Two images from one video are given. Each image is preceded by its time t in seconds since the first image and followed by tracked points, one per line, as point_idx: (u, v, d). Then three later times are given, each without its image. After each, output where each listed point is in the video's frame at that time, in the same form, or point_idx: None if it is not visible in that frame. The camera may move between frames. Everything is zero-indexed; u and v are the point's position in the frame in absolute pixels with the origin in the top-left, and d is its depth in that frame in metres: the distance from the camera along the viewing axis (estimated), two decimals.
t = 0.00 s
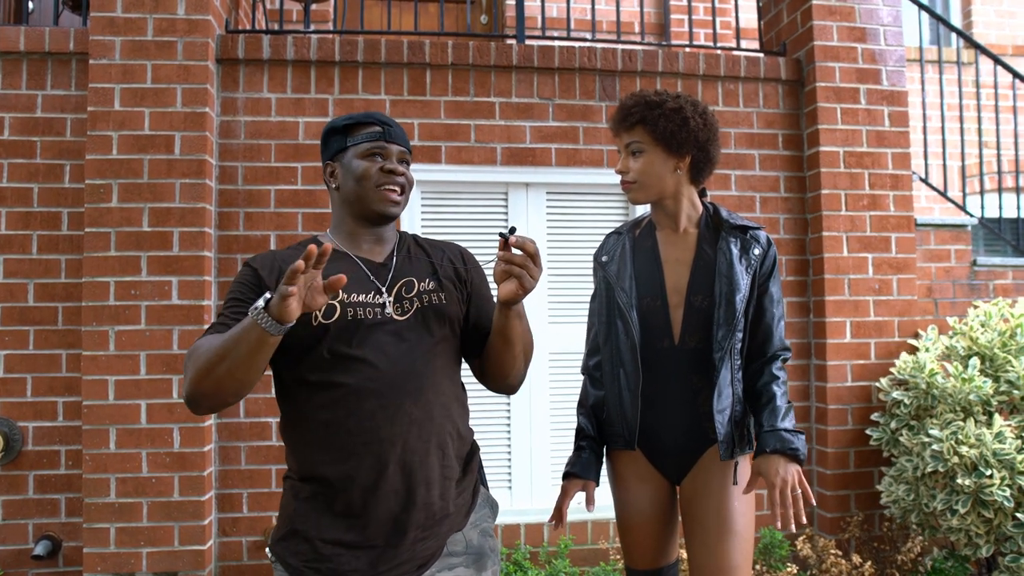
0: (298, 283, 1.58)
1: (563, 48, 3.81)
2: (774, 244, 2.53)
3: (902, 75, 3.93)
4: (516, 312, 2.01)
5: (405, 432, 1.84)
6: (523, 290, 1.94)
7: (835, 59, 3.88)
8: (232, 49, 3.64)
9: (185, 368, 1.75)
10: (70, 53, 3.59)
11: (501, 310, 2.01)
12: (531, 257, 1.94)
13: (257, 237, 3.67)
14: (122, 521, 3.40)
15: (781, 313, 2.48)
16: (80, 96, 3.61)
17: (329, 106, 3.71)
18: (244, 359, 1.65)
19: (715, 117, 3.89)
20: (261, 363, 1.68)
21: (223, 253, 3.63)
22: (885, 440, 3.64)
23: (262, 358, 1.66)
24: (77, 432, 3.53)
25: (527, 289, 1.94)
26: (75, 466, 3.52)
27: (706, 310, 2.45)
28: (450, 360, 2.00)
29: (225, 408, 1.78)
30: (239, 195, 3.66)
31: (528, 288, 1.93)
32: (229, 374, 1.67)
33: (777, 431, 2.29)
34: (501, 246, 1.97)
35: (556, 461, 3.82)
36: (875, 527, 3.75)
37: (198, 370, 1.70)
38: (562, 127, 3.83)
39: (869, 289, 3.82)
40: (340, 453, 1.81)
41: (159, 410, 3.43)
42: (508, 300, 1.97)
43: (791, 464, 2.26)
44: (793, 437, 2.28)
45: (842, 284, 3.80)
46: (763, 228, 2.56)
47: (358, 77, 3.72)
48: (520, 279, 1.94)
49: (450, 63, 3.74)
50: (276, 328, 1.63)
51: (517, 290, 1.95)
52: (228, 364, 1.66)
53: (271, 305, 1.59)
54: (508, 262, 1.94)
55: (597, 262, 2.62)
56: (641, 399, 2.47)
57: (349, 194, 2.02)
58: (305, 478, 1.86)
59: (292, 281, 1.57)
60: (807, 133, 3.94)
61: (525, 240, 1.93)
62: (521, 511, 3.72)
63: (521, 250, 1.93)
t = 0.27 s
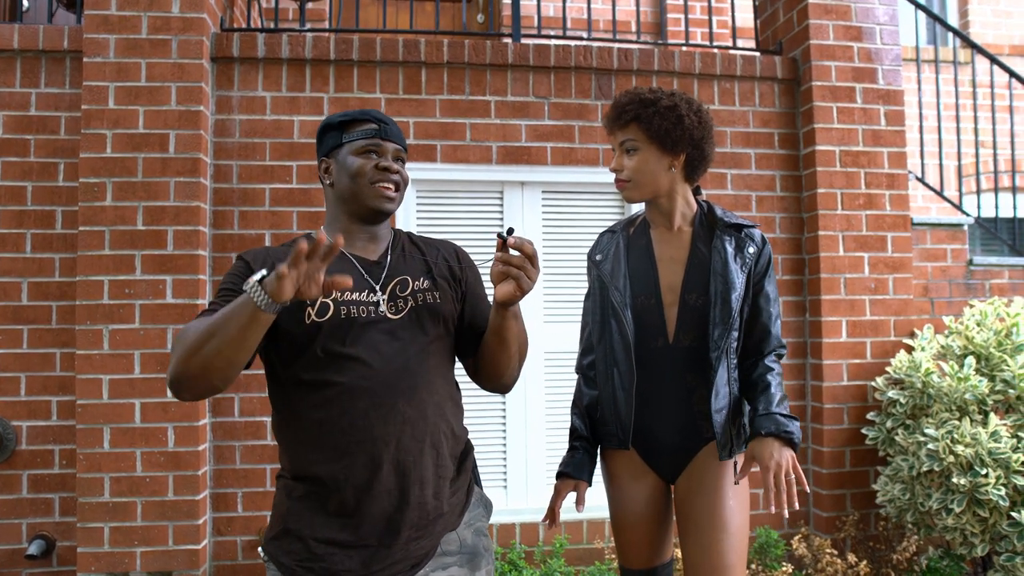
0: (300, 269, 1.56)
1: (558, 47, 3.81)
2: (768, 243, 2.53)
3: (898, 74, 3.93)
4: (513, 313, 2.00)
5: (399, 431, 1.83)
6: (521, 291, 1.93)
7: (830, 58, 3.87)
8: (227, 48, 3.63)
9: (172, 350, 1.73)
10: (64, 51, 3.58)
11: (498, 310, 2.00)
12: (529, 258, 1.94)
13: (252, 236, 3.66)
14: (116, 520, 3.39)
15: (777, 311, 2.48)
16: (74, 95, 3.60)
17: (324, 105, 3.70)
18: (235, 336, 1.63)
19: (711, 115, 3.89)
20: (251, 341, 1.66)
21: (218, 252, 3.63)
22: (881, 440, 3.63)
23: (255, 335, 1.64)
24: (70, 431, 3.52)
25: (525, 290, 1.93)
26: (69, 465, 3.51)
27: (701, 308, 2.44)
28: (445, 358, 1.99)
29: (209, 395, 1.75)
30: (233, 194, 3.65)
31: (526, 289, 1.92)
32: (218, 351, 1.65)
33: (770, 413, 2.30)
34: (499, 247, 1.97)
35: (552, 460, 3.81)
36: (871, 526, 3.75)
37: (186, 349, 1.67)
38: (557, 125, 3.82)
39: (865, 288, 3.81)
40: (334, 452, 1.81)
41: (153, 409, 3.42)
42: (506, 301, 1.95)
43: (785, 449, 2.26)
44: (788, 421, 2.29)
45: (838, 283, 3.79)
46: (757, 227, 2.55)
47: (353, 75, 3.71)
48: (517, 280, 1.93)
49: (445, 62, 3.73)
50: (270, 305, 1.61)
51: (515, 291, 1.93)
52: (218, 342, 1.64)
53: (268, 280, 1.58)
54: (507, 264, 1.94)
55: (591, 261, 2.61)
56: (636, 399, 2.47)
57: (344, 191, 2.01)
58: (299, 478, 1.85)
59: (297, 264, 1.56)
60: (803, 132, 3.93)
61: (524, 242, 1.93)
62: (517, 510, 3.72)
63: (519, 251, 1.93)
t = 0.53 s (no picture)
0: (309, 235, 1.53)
1: (554, 46, 3.80)
2: (764, 241, 2.52)
3: (894, 73, 3.93)
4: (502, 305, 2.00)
5: (401, 428, 1.83)
6: (511, 280, 1.93)
7: (827, 57, 3.87)
8: (222, 46, 3.62)
9: (200, 361, 1.66)
10: (58, 50, 3.57)
11: (486, 302, 1.98)
12: (517, 248, 1.94)
13: (247, 234, 3.64)
14: (110, 520, 3.38)
15: (773, 310, 2.47)
16: (68, 93, 3.58)
17: (319, 103, 3.69)
18: (261, 333, 1.57)
19: (707, 114, 3.88)
20: (281, 332, 1.59)
21: (212, 251, 3.61)
22: (878, 439, 3.63)
23: (283, 328, 1.58)
24: (64, 431, 3.50)
25: (514, 279, 1.93)
26: (63, 465, 3.50)
27: (697, 307, 2.44)
28: (438, 358, 1.99)
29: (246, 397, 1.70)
30: (228, 193, 3.64)
31: (515, 278, 1.93)
32: (247, 352, 1.58)
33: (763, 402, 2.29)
34: (487, 237, 1.97)
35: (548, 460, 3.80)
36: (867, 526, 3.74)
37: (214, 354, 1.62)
38: (553, 124, 3.82)
39: (861, 287, 3.81)
40: (332, 450, 1.78)
41: (147, 408, 3.41)
42: (494, 291, 1.95)
43: (779, 437, 2.24)
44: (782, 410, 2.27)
45: (834, 282, 3.78)
46: (754, 225, 2.55)
47: (348, 74, 3.70)
48: (506, 269, 1.94)
49: (441, 61, 3.72)
50: (295, 290, 1.56)
51: (504, 280, 1.93)
52: (246, 342, 1.58)
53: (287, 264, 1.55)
54: (495, 252, 1.94)
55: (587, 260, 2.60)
56: (631, 398, 2.46)
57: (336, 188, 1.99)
58: (293, 477, 1.82)
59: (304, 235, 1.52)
60: (799, 131, 3.93)
61: (512, 232, 1.94)
62: (512, 510, 3.70)
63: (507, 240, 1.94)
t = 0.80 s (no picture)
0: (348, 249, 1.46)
1: (549, 45, 3.79)
2: (758, 240, 2.51)
3: (890, 73, 3.92)
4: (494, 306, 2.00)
5: (404, 427, 1.84)
6: (509, 281, 1.94)
7: (822, 56, 3.86)
8: (215, 45, 3.60)
9: (220, 381, 1.57)
10: (50, 48, 3.55)
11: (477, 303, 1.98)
12: (516, 251, 1.95)
13: (240, 234, 3.63)
14: (103, 521, 3.36)
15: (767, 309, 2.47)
16: (60, 92, 3.57)
17: (313, 102, 3.68)
18: (296, 351, 1.49)
19: (701, 113, 3.87)
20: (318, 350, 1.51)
21: (206, 250, 3.60)
22: (872, 439, 3.62)
23: (319, 345, 1.50)
24: (56, 431, 3.49)
25: (513, 280, 1.94)
26: (55, 465, 3.48)
27: (690, 306, 2.43)
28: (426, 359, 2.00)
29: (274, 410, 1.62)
30: (221, 192, 3.63)
31: (514, 279, 1.94)
32: (281, 371, 1.49)
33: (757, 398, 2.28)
34: (484, 239, 1.98)
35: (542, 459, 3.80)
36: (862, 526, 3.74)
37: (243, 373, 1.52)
38: (548, 123, 3.81)
39: (856, 287, 3.80)
40: (334, 451, 1.75)
41: (139, 409, 3.40)
42: (491, 292, 1.95)
43: (772, 433, 2.23)
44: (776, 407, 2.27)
45: (829, 281, 3.78)
46: (747, 224, 2.54)
47: (342, 73, 3.69)
48: (505, 270, 1.94)
49: (435, 60, 3.70)
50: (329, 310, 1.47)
51: (501, 281, 1.94)
52: (279, 361, 1.49)
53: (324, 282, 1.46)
54: (495, 254, 1.94)
55: (580, 258, 2.59)
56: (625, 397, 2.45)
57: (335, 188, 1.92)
58: (290, 481, 1.77)
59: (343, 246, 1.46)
60: (794, 131, 3.92)
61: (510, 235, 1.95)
62: (506, 511, 3.70)
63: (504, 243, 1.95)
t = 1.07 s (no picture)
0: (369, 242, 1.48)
1: (545, 44, 3.78)
2: (754, 238, 2.50)
3: (886, 72, 3.92)
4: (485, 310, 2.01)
5: (401, 429, 1.83)
6: (504, 287, 1.95)
7: (818, 55, 3.85)
8: (210, 44, 3.60)
9: (220, 378, 1.52)
10: (44, 47, 3.55)
11: (468, 306, 1.98)
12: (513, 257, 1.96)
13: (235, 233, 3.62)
14: (97, 522, 3.35)
15: (763, 308, 2.46)
16: (54, 91, 3.56)
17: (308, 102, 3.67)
18: (308, 342, 1.48)
19: (698, 113, 3.87)
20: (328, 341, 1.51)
21: (201, 250, 3.59)
22: (869, 439, 3.61)
23: (330, 335, 1.50)
24: (51, 431, 3.48)
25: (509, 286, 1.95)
26: (50, 465, 3.47)
27: (686, 305, 2.42)
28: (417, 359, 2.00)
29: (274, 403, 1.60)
30: (216, 192, 3.62)
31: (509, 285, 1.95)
32: (291, 361, 1.48)
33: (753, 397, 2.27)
34: (482, 243, 1.97)
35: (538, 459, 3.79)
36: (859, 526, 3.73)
37: (249, 367, 1.48)
38: (544, 123, 3.80)
39: (853, 287, 3.80)
40: (331, 453, 1.73)
41: (134, 409, 3.38)
42: (486, 297, 1.95)
43: (768, 433, 2.22)
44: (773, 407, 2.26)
45: (826, 281, 3.77)
46: (743, 223, 2.53)
47: (337, 72, 3.68)
48: (502, 276, 1.95)
49: (430, 59, 3.70)
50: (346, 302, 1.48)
51: (498, 287, 1.95)
52: (290, 353, 1.47)
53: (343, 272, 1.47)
54: (493, 260, 1.94)
55: (575, 257, 2.58)
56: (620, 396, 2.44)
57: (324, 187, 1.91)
58: (285, 484, 1.74)
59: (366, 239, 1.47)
60: (791, 130, 3.92)
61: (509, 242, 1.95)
62: (503, 511, 3.69)
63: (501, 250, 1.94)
